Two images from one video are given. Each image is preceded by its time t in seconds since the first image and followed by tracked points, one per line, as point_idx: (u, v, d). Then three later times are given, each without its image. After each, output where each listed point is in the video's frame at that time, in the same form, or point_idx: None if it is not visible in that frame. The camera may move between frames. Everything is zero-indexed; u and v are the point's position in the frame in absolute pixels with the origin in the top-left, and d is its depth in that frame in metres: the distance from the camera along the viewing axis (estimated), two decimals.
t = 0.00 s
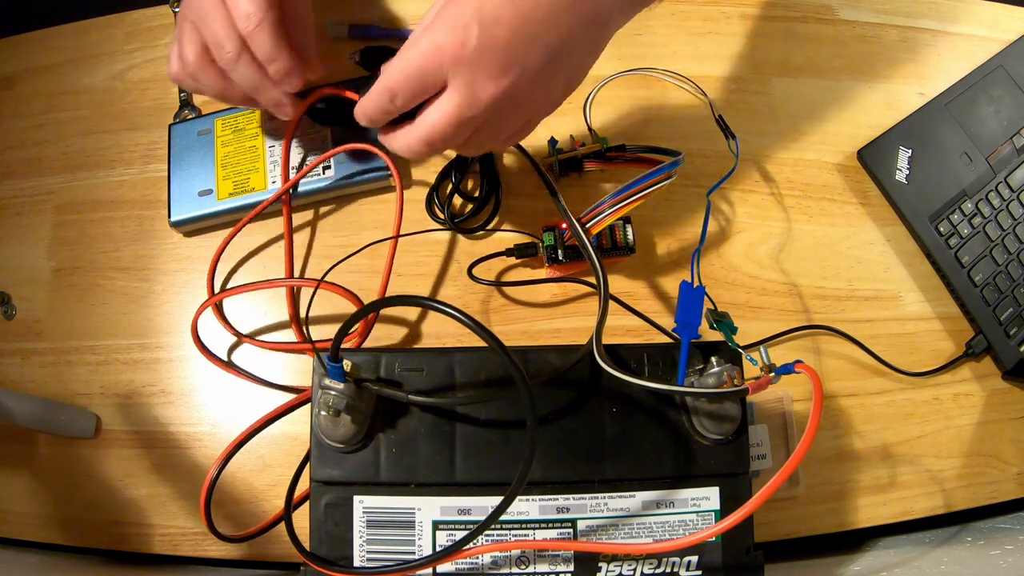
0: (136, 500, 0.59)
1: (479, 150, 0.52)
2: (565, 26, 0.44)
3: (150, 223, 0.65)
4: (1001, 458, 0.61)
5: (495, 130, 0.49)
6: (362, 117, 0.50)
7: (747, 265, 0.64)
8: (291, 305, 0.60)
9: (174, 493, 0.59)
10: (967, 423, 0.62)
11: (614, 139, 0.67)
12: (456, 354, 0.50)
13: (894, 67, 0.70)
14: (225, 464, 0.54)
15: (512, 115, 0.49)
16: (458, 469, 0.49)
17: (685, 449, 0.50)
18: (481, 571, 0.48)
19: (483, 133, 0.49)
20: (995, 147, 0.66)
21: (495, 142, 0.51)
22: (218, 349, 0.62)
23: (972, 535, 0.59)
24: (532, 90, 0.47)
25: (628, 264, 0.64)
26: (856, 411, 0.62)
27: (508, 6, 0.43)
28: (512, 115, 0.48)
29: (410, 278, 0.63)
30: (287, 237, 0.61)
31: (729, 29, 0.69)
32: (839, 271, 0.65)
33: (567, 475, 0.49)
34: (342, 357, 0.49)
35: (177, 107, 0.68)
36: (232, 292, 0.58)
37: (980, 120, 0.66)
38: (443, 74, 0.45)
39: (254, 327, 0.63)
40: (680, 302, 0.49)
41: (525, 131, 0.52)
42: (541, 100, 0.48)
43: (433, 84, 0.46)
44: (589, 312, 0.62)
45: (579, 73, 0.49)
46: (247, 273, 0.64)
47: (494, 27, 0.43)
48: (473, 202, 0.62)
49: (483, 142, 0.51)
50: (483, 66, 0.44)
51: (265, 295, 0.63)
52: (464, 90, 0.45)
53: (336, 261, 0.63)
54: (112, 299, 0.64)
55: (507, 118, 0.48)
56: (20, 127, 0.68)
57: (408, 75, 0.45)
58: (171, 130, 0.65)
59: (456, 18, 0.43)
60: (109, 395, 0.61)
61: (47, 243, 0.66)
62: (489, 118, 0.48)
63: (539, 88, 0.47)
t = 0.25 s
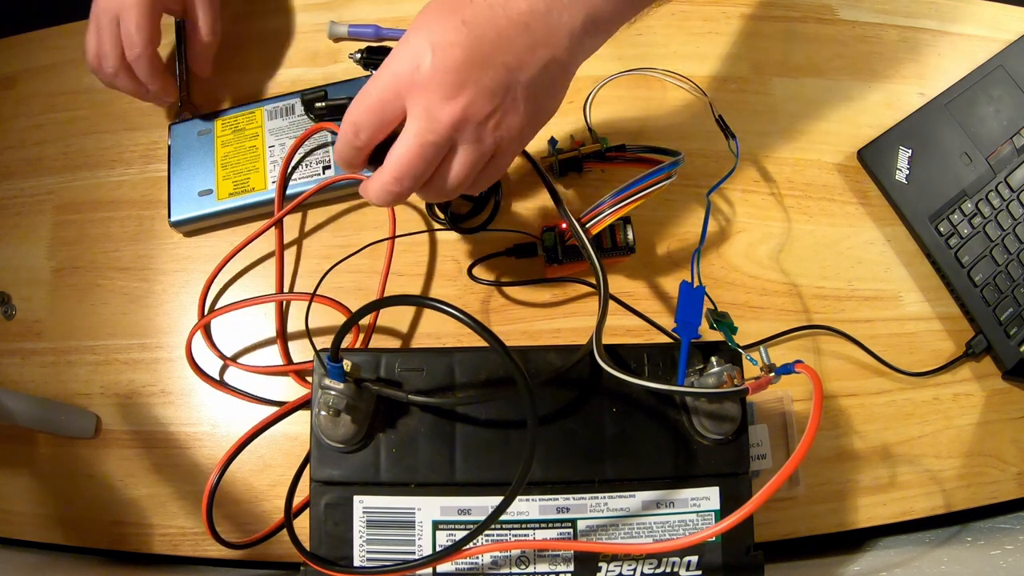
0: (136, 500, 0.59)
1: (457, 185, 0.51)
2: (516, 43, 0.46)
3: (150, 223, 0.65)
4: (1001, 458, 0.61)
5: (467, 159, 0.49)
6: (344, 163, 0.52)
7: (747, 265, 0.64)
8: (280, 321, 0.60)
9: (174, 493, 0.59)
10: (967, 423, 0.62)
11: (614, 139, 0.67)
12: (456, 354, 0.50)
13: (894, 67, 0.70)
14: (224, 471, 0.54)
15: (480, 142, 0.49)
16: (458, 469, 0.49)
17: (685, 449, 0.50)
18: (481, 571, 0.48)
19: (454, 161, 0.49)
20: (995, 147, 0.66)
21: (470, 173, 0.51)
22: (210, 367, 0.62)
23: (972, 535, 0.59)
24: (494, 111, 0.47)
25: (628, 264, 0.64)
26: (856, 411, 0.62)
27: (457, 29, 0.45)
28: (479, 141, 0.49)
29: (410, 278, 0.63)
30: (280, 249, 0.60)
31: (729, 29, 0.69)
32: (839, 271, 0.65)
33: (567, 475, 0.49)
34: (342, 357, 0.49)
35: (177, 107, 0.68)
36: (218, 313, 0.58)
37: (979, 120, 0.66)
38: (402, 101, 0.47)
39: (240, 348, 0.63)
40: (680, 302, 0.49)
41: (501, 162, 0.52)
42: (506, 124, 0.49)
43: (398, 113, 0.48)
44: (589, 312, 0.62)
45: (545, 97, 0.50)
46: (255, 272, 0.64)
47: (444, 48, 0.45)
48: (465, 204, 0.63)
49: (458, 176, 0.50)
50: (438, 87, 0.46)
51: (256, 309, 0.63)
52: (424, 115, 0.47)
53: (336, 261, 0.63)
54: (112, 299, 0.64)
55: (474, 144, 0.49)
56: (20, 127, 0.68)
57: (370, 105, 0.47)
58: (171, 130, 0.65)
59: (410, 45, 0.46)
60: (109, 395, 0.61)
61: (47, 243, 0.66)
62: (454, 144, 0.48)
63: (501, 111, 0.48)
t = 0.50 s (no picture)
0: (136, 500, 0.59)
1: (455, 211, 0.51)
2: (490, 60, 0.47)
3: (150, 223, 0.65)
4: (1001, 458, 0.61)
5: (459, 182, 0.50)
6: (356, 199, 0.55)
7: (747, 265, 0.64)
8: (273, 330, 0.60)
9: (174, 493, 0.59)
10: (967, 423, 0.62)
11: (614, 139, 0.67)
12: (456, 354, 0.50)
13: (894, 67, 0.70)
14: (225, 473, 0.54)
15: (469, 163, 0.49)
16: (458, 469, 0.49)
17: (685, 449, 0.50)
18: (481, 571, 0.48)
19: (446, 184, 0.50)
20: (995, 147, 0.66)
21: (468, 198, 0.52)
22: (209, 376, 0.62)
23: (972, 535, 0.59)
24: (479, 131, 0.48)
25: (628, 264, 0.63)
26: (856, 411, 0.62)
27: (435, 56, 0.48)
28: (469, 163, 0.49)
29: (410, 278, 0.63)
30: (268, 262, 0.60)
31: (729, 29, 0.69)
32: (839, 271, 0.65)
33: (567, 475, 0.49)
34: (342, 357, 0.49)
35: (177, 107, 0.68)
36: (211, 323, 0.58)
37: (979, 120, 0.66)
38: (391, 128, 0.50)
39: (235, 359, 0.63)
40: (680, 302, 0.49)
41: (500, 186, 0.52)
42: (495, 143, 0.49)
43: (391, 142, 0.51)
44: (589, 312, 0.62)
45: (534, 114, 0.50)
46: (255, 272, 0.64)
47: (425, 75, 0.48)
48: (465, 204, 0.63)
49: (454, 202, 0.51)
50: (421, 110, 0.48)
51: (253, 318, 0.64)
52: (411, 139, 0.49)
53: (336, 261, 0.63)
54: (112, 299, 0.64)
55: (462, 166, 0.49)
56: (20, 127, 0.68)
57: (362, 136, 0.50)
58: (171, 130, 0.65)
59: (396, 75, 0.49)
60: (109, 395, 0.61)
61: (47, 243, 0.66)
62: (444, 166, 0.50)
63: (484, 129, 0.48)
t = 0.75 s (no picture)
0: (136, 500, 0.59)
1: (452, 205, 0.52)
2: (481, 54, 0.49)
3: (150, 223, 0.65)
4: (1000, 458, 0.61)
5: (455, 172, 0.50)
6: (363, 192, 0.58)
7: (747, 265, 0.64)
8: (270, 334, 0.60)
9: (174, 493, 0.59)
10: (967, 423, 0.62)
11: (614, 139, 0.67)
12: (456, 354, 0.50)
13: (894, 67, 0.70)
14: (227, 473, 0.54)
15: (463, 153, 0.50)
16: (458, 469, 0.49)
17: (685, 449, 0.50)
18: (481, 571, 0.48)
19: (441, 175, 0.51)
20: (995, 147, 0.66)
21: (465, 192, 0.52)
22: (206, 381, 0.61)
23: (971, 535, 0.59)
24: (474, 122, 0.50)
25: (628, 264, 0.63)
26: (856, 411, 0.62)
27: (432, 54, 0.50)
28: (463, 154, 0.50)
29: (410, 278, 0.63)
30: (261, 270, 0.61)
31: (729, 29, 0.69)
32: (839, 272, 0.65)
33: (567, 475, 0.49)
34: (342, 357, 0.49)
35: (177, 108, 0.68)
36: (210, 330, 0.59)
37: (979, 120, 0.66)
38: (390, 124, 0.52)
39: (234, 367, 0.62)
40: (680, 302, 0.49)
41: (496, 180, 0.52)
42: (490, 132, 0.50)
43: (391, 139, 0.53)
44: (589, 312, 0.62)
45: (526, 107, 0.50)
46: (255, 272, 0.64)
47: (420, 72, 0.50)
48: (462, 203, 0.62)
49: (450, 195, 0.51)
50: (415, 104, 0.50)
51: (251, 324, 0.63)
52: (408, 133, 0.51)
53: (336, 261, 0.63)
54: (112, 299, 0.64)
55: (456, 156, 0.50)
56: (20, 127, 0.68)
57: (364, 133, 0.52)
58: (171, 130, 0.65)
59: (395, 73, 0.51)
60: (109, 395, 0.61)
61: (47, 243, 0.66)
62: (439, 159, 0.51)
63: (476, 120, 0.49)
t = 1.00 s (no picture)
0: (136, 499, 0.59)
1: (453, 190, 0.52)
2: (484, 43, 0.49)
3: (150, 223, 0.65)
4: (1000, 458, 0.61)
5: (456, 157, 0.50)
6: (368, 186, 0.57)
7: (747, 265, 0.64)
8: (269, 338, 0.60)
9: (174, 493, 0.59)
10: (967, 423, 0.62)
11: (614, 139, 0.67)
12: (456, 354, 0.50)
13: (894, 67, 0.70)
14: (227, 473, 0.54)
15: (465, 138, 0.50)
16: (458, 469, 0.49)
17: (685, 449, 0.50)
18: (481, 571, 0.48)
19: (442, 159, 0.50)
20: (995, 147, 0.66)
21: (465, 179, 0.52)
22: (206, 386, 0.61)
23: (972, 535, 0.59)
24: (475, 108, 0.49)
25: (628, 264, 0.63)
26: (856, 411, 0.61)
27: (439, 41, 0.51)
28: (465, 139, 0.50)
29: (410, 278, 0.63)
30: (255, 278, 0.61)
31: (729, 30, 0.69)
32: (839, 271, 0.65)
33: (566, 475, 0.49)
34: (342, 357, 0.49)
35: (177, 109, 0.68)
36: (211, 334, 0.59)
37: (979, 120, 0.66)
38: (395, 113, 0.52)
39: (235, 373, 0.62)
40: (680, 302, 0.49)
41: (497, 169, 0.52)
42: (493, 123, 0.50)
43: (396, 130, 0.52)
44: (589, 312, 0.62)
45: (528, 98, 0.50)
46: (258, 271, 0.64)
47: (424, 62, 0.51)
48: (460, 202, 0.62)
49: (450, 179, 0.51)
50: (422, 93, 0.50)
51: (251, 328, 0.63)
52: (410, 120, 0.51)
53: (336, 261, 0.63)
54: (112, 299, 0.64)
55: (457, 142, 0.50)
56: (20, 127, 0.68)
57: (370, 121, 0.52)
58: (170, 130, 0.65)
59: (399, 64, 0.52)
60: (109, 395, 0.61)
61: (47, 243, 0.66)
62: (441, 144, 0.50)
63: (479, 108, 0.50)
